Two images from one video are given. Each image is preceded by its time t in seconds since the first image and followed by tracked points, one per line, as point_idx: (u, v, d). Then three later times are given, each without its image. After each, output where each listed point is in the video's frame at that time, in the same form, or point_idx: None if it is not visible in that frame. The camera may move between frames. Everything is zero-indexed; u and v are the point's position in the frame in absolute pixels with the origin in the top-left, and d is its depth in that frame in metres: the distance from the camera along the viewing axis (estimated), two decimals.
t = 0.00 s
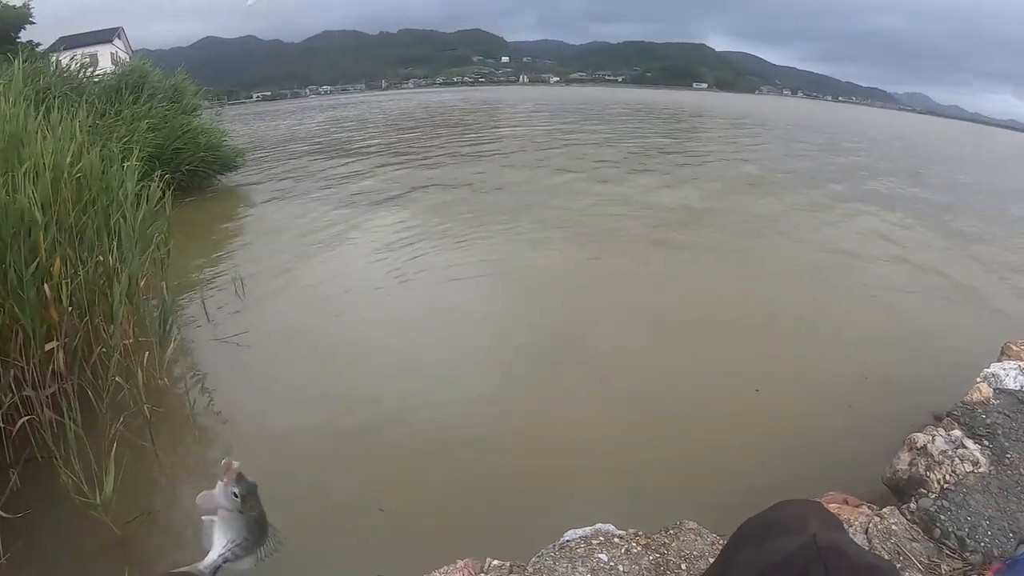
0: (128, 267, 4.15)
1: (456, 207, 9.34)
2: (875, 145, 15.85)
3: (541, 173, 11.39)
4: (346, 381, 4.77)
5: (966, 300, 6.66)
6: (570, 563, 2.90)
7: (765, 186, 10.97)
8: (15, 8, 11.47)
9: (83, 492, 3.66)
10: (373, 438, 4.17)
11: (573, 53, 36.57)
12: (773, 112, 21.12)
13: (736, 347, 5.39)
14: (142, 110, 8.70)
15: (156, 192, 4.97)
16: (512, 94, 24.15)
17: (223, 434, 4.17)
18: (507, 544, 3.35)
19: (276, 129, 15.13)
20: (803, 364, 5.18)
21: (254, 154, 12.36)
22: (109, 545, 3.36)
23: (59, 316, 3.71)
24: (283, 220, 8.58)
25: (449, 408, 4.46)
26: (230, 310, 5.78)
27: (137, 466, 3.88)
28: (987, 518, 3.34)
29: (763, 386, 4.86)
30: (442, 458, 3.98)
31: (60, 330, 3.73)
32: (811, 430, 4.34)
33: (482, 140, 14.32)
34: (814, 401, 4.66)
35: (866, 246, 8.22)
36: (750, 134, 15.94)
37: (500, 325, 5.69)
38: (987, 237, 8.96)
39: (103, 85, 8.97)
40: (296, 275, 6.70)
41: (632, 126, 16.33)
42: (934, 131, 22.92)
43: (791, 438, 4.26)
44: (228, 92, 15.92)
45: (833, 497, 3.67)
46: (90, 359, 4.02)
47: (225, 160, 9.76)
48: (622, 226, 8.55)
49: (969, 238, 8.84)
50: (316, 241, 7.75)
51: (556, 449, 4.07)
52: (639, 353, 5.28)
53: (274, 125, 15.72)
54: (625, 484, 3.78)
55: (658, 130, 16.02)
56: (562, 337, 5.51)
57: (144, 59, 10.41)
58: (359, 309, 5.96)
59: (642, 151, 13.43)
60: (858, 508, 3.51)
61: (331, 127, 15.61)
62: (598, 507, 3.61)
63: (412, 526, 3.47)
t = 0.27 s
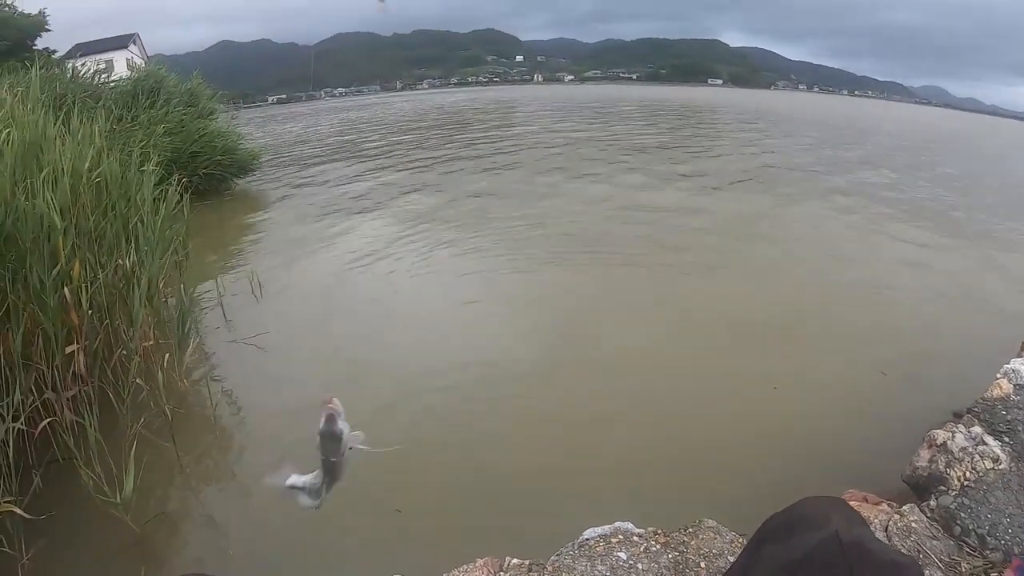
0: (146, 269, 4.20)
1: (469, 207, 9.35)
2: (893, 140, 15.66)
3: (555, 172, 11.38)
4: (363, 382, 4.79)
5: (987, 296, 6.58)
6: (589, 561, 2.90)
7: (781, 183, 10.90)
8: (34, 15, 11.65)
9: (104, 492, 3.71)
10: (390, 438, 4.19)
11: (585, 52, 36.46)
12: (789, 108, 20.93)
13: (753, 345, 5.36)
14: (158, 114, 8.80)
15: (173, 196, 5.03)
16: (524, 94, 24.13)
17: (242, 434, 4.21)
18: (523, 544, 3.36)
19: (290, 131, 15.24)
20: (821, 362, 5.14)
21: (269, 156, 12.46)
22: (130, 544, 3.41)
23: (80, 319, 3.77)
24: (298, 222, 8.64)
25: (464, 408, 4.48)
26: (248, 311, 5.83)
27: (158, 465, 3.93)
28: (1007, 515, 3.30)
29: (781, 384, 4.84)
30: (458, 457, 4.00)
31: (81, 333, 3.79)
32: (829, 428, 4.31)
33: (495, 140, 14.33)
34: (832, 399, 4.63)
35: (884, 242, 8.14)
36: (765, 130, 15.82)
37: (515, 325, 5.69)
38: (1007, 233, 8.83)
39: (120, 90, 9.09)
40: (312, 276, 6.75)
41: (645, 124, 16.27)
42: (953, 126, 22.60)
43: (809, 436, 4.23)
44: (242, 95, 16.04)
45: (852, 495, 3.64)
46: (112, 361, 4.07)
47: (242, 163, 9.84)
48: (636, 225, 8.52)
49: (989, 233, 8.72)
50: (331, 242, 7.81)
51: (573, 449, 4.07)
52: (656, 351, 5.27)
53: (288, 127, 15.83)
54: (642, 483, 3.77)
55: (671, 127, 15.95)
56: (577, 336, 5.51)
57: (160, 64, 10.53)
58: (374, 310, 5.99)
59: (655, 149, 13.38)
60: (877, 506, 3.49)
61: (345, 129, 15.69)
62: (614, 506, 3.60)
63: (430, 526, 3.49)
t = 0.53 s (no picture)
0: (157, 270, 4.24)
1: (479, 204, 9.36)
2: (907, 132, 15.47)
3: (564, 169, 11.35)
4: (374, 381, 4.80)
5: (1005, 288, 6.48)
6: (600, 561, 2.89)
7: (793, 177, 10.80)
8: (46, 20, 11.76)
9: (117, 493, 3.74)
10: (401, 437, 4.20)
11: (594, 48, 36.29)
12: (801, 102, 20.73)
13: (765, 342, 5.33)
14: (168, 116, 8.87)
15: (183, 197, 5.06)
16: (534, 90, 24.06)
17: (255, 434, 4.24)
18: (534, 543, 3.36)
19: (301, 131, 15.31)
20: (834, 358, 5.09)
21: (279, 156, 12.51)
22: (143, 544, 3.44)
23: (92, 321, 3.80)
24: (309, 222, 8.68)
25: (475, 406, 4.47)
26: (261, 311, 5.87)
27: (171, 465, 3.96)
28: None
29: (795, 380, 4.81)
30: (469, 456, 3.99)
31: (93, 335, 3.82)
32: (843, 426, 4.27)
33: (504, 136, 14.32)
34: (845, 396, 4.59)
35: (899, 236, 8.04)
36: (776, 124, 15.69)
37: (527, 323, 5.69)
38: None
39: (130, 93, 9.17)
40: (324, 275, 6.78)
41: (655, 120, 16.18)
42: (969, 116, 22.30)
43: (823, 434, 4.19)
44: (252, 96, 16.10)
45: (866, 493, 3.61)
46: (123, 362, 4.10)
47: (252, 163, 9.89)
48: (646, 221, 8.48)
49: (1006, 224, 8.59)
50: (342, 242, 7.84)
51: (584, 448, 4.06)
52: (667, 348, 5.25)
53: (299, 127, 15.92)
54: (653, 482, 3.76)
55: (682, 122, 15.87)
56: (587, 334, 5.49)
57: (170, 66, 10.62)
58: (385, 309, 6.00)
59: (665, 144, 13.29)
60: (891, 504, 3.45)
61: (355, 128, 15.74)
62: (626, 505, 3.59)
63: (440, 525, 3.49)
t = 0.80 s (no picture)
0: (166, 272, 4.26)
1: (486, 201, 9.36)
2: (917, 123, 15.33)
3: (571, 165, 11.32)
4: (383, 379, 4.82)
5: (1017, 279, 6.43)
6: (608, 557, 2.89)
7: (801, 169, 10.72)
8: (52, 23, 11.83)
9: (129, 493, 3.78)
10: (410, 435, 4.21)
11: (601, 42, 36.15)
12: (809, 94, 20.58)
13: (775, 335, 5.31)
14: (175, 118, 8.91)
15: (190, 198, 5.09)
16: (540, 85, 24.00)
17: (266, 432, 4.27)
18: (543, 540, 3.36)
19: (307, 130, 15.35)
20: (845, 352, 5.06)
21: (286, 155, 12.54)
22: (156, 543, 3.48)
23: (101, 323, 3.83)
24: (317, 221, 8.72)
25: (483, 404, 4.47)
26: (270, 310, 5.90)
27: (182, 465, 4.00)
28: None
29: (804, 373, 4.79)
30: (478, 454, 4.00)
31: (103, 337, 3.85)
32: (854, 420, 4.24)
33: (510, 133, 14.30)
34: (856, 390, 4.56)
35: (909, 228, 7.98)
36: (784, 116, 15.58)
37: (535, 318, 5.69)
38: None
39: (136, 95, 9.21)
40: (332, 274, 6.81)
41: (662, 114, 16.10)
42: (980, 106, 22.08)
43: (833, 429, 4.17)
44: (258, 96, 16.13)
45: (876, 487, 3.60)
46: (134, 363, 4.13)
47: (259, 163, 9.93)
48: (654, 216, 8.45)
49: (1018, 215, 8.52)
50: (350, 240, 7.87)
51: (593, 445, 4.06)
52: (676, 343, 5.25)
53: (305, 126, 15.95)
54: (663, 478, 3.76)
55: (689, 115, 15.80)
56: (596, 330, 5.48)
57: (175, 68, 10.66)
58: (393, 306, 6.02)
59: (672, 138, 13.23)
60: (901, 498, 3.43)
61: (360, 126, 15.76)
62: (635, 502, 3.59)
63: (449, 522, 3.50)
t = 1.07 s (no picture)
0: (175, 275, 4.31)
1: (492, 201, 9.39)
2: (924, 116, 15.26)
3: (577, 164, 11.32)
4: (392, 379, 4.85)
5: None
6: (616, 555, 2.91)
7: (808, 165, 10.70)
8: (59, 30, 11.93)
9: (141, 495, 3.82)
10: (418, 433, 4.24)
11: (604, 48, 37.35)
12: (815, 88, 20.51)
13: (782, 332, 5.31)
14: (182, 122, 8.98)
15: (198, 202, 5.13)
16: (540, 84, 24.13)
17: (276, 433, 4.30)
18: (552, 537, 3.38)
19: (313, 132, 15.42)
20: (853, 347, 5.06)
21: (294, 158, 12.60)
22: (167, 544, 3.52)
23: (112, 327, 3.87)
24: (324, 222, 8.76)
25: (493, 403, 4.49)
26: (280, 311, 5.94)
27: (193, 467, 4.04)
28: None
29: (813, 369, 4.79)
30: (486, 452, 4.02)
31: (113, 340, 3.90)
32: (863, 417, 4.24)
33: (516, 132, 14.33)
34: (864, 386, 4.56)
35: (916, 222, 7.96)
36: (790, 112, 15.53)
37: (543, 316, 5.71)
38: None
39: (143, 101, 9.28)
40: (340, 275, 6.85)
41: (668, 111, 16.08)
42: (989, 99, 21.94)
43: (841, 424, 4.17)
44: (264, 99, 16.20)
45: (884, 483, 3.60)
46: (144, 366, 4.17)
47: (266, 166, 9.98)
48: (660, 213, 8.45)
49: None
50: (358, 241, 7.91)
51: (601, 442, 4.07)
52: (684, 340, 5.25)
53: (311, 129, 16.02)
54: (671, 474, 3.78)
55: (695, 112, 15.78)
56: (604, 327, 5.49)
57: (182, 72, 10.72)
58: (402, 306, 6.05)
59: (678, 136, 13.23)
60: (909, 494, 3.43)
61: (366, 127, 15.81)
62: (643, 498, 3.61)
63: (459, 520, 3.52)
